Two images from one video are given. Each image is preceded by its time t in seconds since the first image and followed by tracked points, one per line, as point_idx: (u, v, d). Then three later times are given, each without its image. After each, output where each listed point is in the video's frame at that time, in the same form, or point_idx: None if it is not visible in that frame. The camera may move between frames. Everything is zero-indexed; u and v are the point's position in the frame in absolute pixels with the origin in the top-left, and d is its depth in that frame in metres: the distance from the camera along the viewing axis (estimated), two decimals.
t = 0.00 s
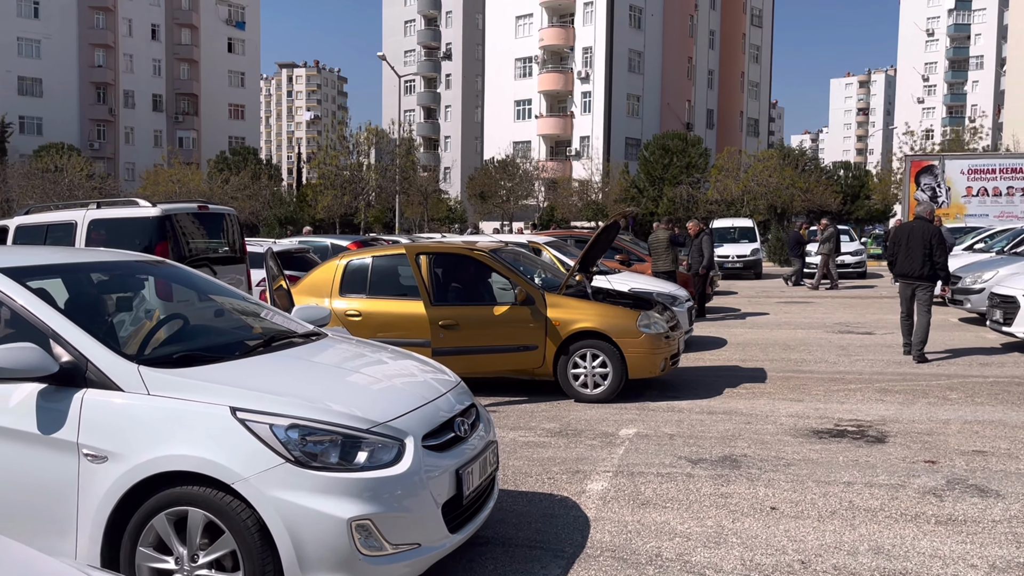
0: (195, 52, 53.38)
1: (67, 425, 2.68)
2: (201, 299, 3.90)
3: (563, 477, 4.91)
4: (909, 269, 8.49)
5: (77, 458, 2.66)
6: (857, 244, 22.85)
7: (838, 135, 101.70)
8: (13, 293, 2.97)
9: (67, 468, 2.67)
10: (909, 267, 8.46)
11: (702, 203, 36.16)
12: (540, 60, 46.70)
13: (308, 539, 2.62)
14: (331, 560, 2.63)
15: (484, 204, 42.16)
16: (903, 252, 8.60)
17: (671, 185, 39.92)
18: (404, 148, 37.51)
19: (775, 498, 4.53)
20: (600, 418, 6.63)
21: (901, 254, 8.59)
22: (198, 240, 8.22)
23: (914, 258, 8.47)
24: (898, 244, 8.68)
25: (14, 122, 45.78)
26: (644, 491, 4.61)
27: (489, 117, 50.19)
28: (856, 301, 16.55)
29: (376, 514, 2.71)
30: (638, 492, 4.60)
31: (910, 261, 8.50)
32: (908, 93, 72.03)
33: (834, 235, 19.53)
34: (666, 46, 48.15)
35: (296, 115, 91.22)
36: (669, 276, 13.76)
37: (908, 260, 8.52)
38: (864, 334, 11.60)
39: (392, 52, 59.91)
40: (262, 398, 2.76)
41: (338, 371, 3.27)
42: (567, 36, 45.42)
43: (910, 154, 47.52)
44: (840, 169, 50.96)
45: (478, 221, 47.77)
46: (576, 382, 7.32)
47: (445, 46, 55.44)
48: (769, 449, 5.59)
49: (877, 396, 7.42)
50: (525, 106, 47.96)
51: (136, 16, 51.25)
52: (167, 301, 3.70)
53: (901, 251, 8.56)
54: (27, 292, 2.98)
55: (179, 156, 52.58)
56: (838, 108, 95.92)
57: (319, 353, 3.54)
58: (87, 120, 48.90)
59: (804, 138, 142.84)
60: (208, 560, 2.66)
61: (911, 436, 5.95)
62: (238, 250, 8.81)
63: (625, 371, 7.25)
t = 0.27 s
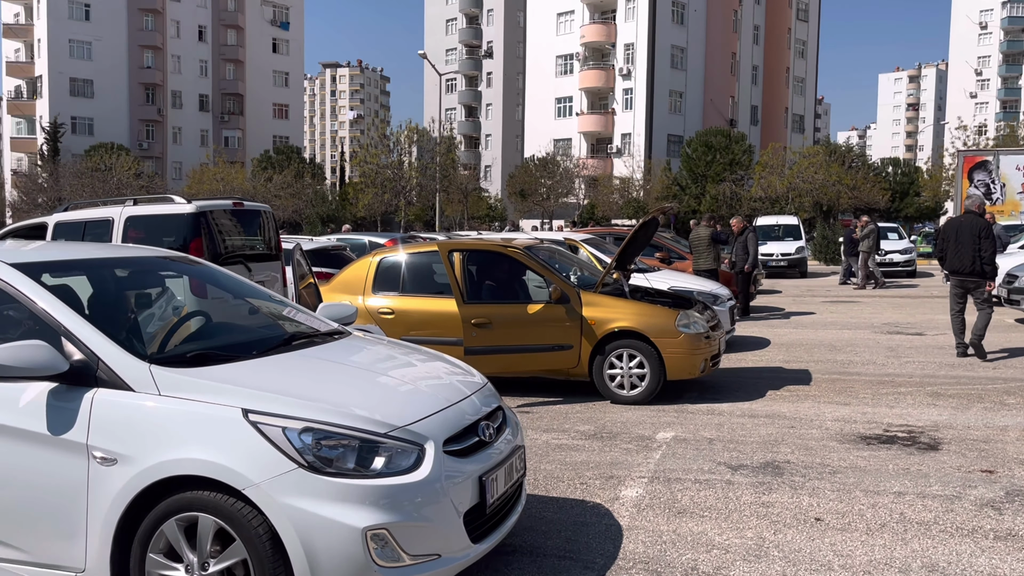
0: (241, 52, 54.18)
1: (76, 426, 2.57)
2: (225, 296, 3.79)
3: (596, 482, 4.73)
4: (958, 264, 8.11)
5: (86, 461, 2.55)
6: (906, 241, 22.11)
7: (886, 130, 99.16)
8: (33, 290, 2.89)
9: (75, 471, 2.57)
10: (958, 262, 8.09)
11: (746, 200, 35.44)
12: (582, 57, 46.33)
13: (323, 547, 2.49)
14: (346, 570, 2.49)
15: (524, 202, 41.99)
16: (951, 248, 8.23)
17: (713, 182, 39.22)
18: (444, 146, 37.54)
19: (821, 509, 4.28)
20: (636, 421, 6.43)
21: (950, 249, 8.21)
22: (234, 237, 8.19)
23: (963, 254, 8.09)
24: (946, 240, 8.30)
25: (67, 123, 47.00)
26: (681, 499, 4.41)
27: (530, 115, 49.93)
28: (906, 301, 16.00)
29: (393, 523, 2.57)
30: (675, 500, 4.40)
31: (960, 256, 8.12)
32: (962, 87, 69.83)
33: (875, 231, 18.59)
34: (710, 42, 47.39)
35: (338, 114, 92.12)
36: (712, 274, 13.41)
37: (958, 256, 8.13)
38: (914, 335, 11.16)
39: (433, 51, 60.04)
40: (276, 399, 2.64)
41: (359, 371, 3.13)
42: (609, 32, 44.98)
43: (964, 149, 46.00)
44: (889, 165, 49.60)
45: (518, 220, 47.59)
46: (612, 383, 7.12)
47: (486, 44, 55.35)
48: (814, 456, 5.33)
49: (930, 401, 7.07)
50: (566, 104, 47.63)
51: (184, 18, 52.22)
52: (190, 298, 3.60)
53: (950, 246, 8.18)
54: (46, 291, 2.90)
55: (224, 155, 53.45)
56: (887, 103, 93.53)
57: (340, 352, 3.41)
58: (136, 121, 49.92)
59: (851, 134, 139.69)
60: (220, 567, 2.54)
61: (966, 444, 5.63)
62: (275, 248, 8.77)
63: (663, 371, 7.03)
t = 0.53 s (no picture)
0: (287, 51, 54.85)
1: (77, 428, 2.50)
2: (241, 295, 3.68)
3: (623, 489, 4.58)
4: (1011, 262, 7.74)
5: (85, 466, 2.48)
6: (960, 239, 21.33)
7: (941, 125, 96.35)
8: (44, 292, 2.83)
9: (74, 475, 2.49)
10: (1011, 260, 7.72)
11: (792, 196, 34.70)
12: (626, 53, 45.91)
13: (323, 560, 2.38)
14: None
15: (566, 199, 41.81)
16: (1003, 245, 7.85)
17: (760, 179, 38.45)
18: (486, 143, 37.49)
19: (860, 523, 4.06)
20: (669, 425, 6.24)
21: (1002, 247, 7.84)
22: (269, 235, 8.23)
23: (1017, 251, 7.72)
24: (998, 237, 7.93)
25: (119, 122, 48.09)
26: (710, 510, 4.23)
27: (573, 111, 49.60)
28: (959, 301, 15.42)
29: (397, 536, 2.46)
30: (704, 510, 4.22)
31: (1013, 255, 7.74)
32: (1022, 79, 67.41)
33: (920, 228, 17.98)
34: (757, 35, 46.51)
35: (383, 112, 92.95)
36: (755, 273, 13.04)
37: (1011, 253, 7.76)
38: (966, 337, 10.72)
39: (476, 48, 60.09)
40: (277, 404, 2.53)
41: (369, 373, 3.01)
42: (653, 27, 44.47)
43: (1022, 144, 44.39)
44: (943, 161, 48.12)
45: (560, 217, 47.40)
46: (645, 386, 6.93)
47: (530, 41, 55.20)
48: (854, 465, 5.09)
49: (981, 407, 6.74)
50: (610, 100, 47.19)
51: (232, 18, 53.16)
52: (209, 297, 3.50)
53: (1003, 243, 7.81)
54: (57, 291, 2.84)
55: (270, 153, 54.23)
56: (942, 97, 90.84)
57: (351, 352, 3.30)
58: (185, 120, 50.98)
59: (904, 129, 136.06)
60: None
61: (1019, 455, 5.32)
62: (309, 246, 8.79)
63: (698, 374, 6.82)
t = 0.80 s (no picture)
0: (334, 49, 55.53)
1: (87, 426, 2.46)
2: (267, 292, 3.62)
3: (656, 494, 4.43)
4: None
5: (95, 465, 2.44)
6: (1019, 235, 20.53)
7: (999, 119, 93.30)
8: (63, 291, 2.79)
9: (83, 474, 2.46)
10: None
11: (843, 192, 33.90)
12: (672, 47, 45.33)
13: (330, 567, 2.30)
14: None
15: (611, 195, 41.51)
16: None
17: (810, 174, 37.58)
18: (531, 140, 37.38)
19: (905, 535, 3.84)
20: (707, 427, 6.06)
21: None
22: (308, 231, 8.22)
23: None
24: None
25: (172, 120, 49.24)
26: (746, 517, 4.05)
27: (618, 107, 49.22)
28: (1017, 301, 14.83)
29: (408, 544, 2.37)
30: (740, 518, 4.05)
31: None
32: None
33: (971, 225, 17.31)
34: (808, 28, 45.48)
35: (429, 109, 93.50)
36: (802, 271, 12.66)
37: None
38: None
39: (522, 45, 59.99)
40: (286, 405, 2.46)
41: (386, 374, 2.92)
42: (700, 21, 43.84)
43: None
44: (1002, 156, 46.53)
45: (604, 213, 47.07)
46: (683, 386, 6.75)
47: (576, 36, 54.89)
48: (902, 472, 4.86)
49: None
50: (656, 95, 46.70)
51: (281, 17, 53.98)
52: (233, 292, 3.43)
53: None
54: (74, 289, 2.81)
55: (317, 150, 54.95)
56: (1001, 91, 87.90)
57: (370, 352, 3.21)
58: (236, 118, 51.89)
59: (961, 123, 132.06)
60: None
61: None
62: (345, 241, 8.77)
63: (738, 375, 6.62)
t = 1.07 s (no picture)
0: (382, 46, 55.97)
1: (90, 419, 2.39)
2: (290, 284, 3.53)
3: (690, 497, 4.24)
4: None
5: (99, 458, 2.37)
6: None
7: None
8: (72, 279, 2.72)
9: (89, 469, 2.39)
10: None
11: (898, 186, 32.96)
12: (721, 40, 44.59)
13: (331, 567, 2.19)
14: None
15: (658, 189, 41.03)
16: None
17: (862, 168, 36.53)
18: (577, 134, 37.13)
19: (955, 546, 3.60)
20: (748, 428, 5.84)
21: None
22: (346, 225, 8.23)
23: None
24: None
25: (223, 117, 50.05)
26: (784, 523, 3.86)
27: (665, 101, 48.61)
28: None
29: (415, 548, 2.25)
30: (777, 524, 3.85)
31: None
32: None
33: None
34: (862, 18, 44.30)
35: (476, 105, 93.74)
36: (853, 268, 12.22)
37: None
38: None
39: (569, 40, 59.67)
40: (291, 399, 2.36)
41: (401, 368, 2.80)
42: (750, 13, 43.01)
43: None
44: None
45: (651, 208, 46.55)
46: (723, 385, 6.52)
47: (623, 30, 54.37)
48: (954, 478, 4.59)
49: None
50: (704, 88, 45.92)
51: (330, 15, 54.61)
52: (253, 289, 3.36)
53: None
54: (86, 278, 2.74)
55: (364, 147, 55.41)
56: None
57: (388, 345, 3.10)
58: (285, 115, 52.64)
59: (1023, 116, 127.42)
60: None
61: None
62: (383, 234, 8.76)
63: (781, 373, 6.37)
